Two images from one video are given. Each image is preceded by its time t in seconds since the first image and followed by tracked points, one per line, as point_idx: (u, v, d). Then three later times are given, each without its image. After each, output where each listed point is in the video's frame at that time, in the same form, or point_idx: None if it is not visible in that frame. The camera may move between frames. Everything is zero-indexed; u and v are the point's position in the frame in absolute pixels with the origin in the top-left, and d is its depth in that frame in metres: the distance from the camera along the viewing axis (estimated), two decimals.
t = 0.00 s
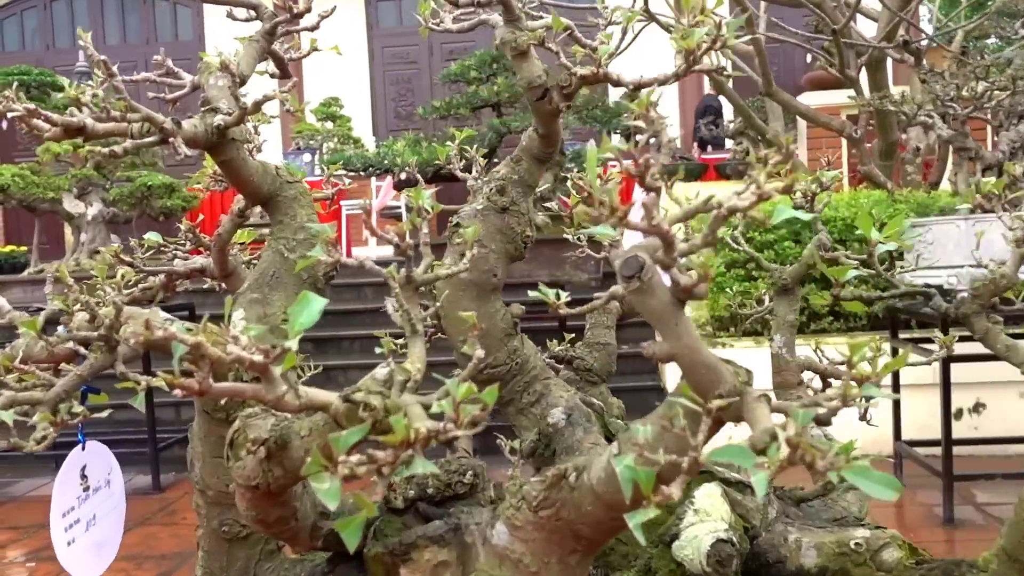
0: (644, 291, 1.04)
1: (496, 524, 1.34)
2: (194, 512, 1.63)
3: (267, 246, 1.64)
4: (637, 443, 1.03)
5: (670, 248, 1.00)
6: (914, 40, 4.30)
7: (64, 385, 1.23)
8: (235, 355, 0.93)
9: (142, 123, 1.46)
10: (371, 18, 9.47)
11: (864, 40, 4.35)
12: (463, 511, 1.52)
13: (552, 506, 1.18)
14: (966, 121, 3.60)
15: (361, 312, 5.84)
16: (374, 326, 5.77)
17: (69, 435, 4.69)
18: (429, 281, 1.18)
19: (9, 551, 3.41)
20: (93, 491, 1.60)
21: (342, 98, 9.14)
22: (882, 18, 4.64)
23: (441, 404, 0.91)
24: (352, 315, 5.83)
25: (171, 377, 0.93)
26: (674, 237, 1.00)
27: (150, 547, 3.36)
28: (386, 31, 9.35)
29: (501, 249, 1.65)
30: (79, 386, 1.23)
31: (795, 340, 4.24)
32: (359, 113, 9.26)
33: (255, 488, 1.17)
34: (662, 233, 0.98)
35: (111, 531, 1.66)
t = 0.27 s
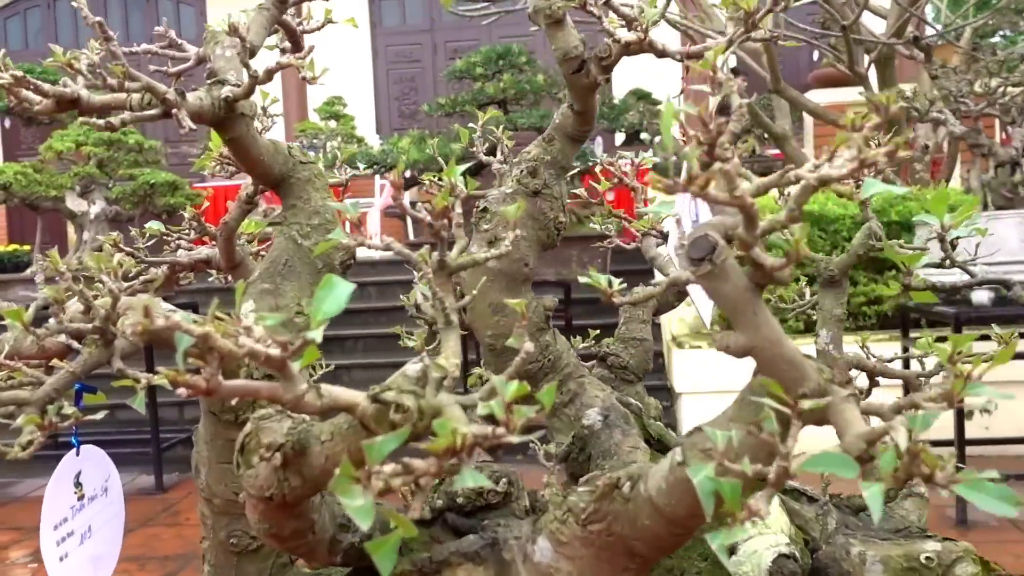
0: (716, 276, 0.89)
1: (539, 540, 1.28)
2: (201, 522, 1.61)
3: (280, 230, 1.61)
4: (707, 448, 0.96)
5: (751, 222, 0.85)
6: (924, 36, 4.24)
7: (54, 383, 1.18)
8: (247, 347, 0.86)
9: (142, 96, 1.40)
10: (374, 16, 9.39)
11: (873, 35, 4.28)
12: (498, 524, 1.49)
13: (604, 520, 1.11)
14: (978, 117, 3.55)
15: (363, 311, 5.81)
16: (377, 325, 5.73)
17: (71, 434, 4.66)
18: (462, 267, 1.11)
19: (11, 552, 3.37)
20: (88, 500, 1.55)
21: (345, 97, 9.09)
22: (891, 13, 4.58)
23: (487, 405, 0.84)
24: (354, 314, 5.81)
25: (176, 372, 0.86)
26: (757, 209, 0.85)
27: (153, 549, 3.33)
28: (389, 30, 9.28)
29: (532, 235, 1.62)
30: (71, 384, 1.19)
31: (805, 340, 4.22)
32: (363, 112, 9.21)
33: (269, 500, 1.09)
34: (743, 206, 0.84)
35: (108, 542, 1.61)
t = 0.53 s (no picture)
0: (806, 238, 0.85)
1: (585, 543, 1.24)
2: (205, 526, 1.57)
3: (293, 202, 1.63)
4: (788, 440, 0.90)
5: (854, 168, 0.81)
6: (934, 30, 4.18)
7: (39, 367, 1.12)
8: (260, 320, 0.78)
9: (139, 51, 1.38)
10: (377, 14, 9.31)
11: (882, 30, 4.23)
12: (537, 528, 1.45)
13: (663, 522, 1.08)
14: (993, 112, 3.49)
15: (367, 310, 5.78)
16: (382, 324, 5.71)
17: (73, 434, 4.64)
18: (502, 234, 1.04)
19: (14, 552, 3.34)
20: (79, 500, 1.51)
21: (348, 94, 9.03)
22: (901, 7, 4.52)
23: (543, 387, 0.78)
24: (358, 312, 5.78)
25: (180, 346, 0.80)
26: (862, 156, 0.81)
27: (158, 548, 3.29)
28: (391, 28, 9.21)
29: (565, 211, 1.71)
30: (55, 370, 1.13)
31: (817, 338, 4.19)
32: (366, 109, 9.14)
33: (281, 498, 1.06)
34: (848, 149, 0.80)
35: (99, 544, 1.57)
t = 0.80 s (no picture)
0: (818, 219, 0.81)
1: (576, 553, 1.24)
2: (177, 530, 1.56)
3: (273, 189, 1.61)
4: (795, 440, 0.88)
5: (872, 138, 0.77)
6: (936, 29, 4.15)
7: None
8: (214, 307, 0.71)
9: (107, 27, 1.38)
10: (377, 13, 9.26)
11: (883, 28, 4.19)
12: (524, 533, 1.43)
13: (659, 527, 1.06)
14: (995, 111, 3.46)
15: (365, 309, 5.77)
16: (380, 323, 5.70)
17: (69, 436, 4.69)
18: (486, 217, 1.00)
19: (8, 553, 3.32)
20: (41, 503, 1.49)
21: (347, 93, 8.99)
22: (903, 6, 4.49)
23: (526, 380, 0.72)
24: (357, 312, 5.77)
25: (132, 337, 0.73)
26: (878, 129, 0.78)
27: (152, 549, 3.27)
28: (391, 27, 9.17)
29: (560, 198, 1.65)
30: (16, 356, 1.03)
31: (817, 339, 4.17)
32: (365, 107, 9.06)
33: (245, 504, 1.04)
34: (866, 115, 0.76)
35: (65, 550, 1.56)
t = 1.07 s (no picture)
0: (752, 196, 0.79)
1: (514, 549, 1.23)
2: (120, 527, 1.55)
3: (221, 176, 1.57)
4: (731, 430, 0.86)
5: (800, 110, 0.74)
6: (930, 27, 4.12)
7: None
8: (102, 288, 0.64)
9: (34, 7, 1.40)
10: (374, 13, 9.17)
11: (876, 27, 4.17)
12: (464, 529, 1.44)
13: (596, 523, 1.05)
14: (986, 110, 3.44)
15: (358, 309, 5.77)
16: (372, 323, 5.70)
17: (60, 434, 4.67)
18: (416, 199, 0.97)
19: None
20: None
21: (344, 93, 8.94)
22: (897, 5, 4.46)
23: (430, 365, 0.67)
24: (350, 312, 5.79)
25: (8, 322, 0.65)
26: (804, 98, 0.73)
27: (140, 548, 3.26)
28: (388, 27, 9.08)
29: (517, 187, 1.62)
30: None
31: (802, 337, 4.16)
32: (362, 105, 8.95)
33: (165, 499, 1.02)
34: (791, 87, 0.71)
35: None
